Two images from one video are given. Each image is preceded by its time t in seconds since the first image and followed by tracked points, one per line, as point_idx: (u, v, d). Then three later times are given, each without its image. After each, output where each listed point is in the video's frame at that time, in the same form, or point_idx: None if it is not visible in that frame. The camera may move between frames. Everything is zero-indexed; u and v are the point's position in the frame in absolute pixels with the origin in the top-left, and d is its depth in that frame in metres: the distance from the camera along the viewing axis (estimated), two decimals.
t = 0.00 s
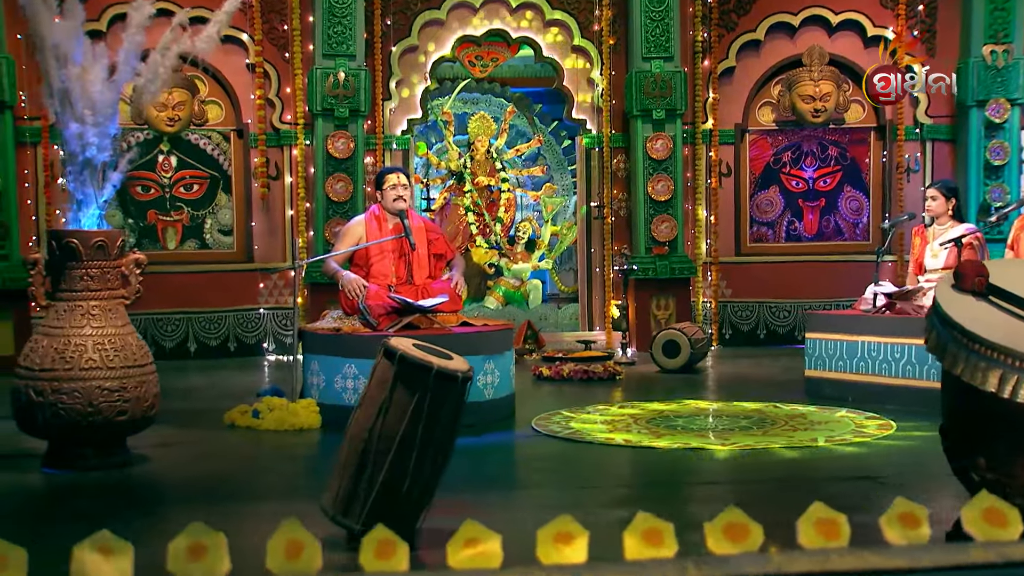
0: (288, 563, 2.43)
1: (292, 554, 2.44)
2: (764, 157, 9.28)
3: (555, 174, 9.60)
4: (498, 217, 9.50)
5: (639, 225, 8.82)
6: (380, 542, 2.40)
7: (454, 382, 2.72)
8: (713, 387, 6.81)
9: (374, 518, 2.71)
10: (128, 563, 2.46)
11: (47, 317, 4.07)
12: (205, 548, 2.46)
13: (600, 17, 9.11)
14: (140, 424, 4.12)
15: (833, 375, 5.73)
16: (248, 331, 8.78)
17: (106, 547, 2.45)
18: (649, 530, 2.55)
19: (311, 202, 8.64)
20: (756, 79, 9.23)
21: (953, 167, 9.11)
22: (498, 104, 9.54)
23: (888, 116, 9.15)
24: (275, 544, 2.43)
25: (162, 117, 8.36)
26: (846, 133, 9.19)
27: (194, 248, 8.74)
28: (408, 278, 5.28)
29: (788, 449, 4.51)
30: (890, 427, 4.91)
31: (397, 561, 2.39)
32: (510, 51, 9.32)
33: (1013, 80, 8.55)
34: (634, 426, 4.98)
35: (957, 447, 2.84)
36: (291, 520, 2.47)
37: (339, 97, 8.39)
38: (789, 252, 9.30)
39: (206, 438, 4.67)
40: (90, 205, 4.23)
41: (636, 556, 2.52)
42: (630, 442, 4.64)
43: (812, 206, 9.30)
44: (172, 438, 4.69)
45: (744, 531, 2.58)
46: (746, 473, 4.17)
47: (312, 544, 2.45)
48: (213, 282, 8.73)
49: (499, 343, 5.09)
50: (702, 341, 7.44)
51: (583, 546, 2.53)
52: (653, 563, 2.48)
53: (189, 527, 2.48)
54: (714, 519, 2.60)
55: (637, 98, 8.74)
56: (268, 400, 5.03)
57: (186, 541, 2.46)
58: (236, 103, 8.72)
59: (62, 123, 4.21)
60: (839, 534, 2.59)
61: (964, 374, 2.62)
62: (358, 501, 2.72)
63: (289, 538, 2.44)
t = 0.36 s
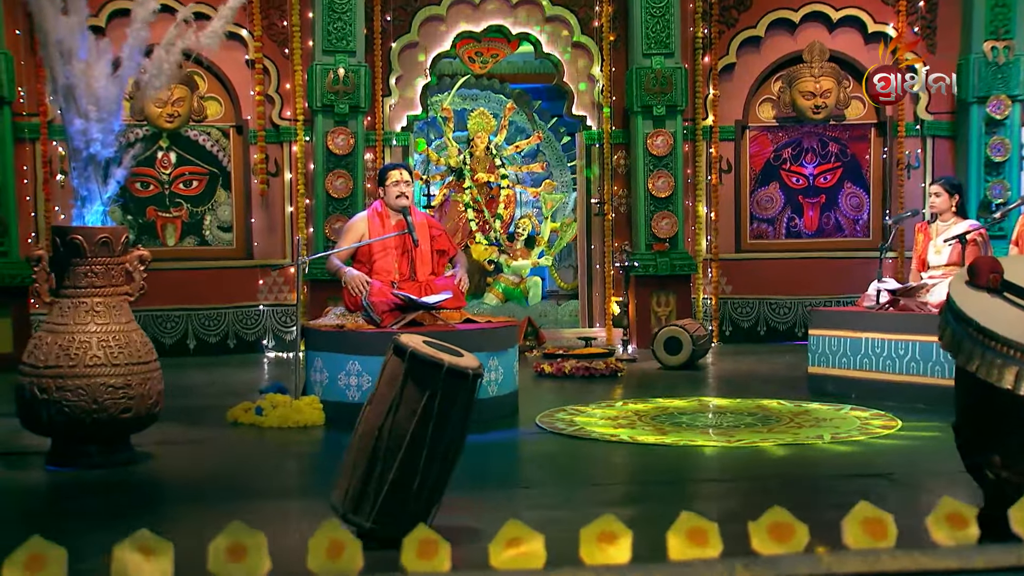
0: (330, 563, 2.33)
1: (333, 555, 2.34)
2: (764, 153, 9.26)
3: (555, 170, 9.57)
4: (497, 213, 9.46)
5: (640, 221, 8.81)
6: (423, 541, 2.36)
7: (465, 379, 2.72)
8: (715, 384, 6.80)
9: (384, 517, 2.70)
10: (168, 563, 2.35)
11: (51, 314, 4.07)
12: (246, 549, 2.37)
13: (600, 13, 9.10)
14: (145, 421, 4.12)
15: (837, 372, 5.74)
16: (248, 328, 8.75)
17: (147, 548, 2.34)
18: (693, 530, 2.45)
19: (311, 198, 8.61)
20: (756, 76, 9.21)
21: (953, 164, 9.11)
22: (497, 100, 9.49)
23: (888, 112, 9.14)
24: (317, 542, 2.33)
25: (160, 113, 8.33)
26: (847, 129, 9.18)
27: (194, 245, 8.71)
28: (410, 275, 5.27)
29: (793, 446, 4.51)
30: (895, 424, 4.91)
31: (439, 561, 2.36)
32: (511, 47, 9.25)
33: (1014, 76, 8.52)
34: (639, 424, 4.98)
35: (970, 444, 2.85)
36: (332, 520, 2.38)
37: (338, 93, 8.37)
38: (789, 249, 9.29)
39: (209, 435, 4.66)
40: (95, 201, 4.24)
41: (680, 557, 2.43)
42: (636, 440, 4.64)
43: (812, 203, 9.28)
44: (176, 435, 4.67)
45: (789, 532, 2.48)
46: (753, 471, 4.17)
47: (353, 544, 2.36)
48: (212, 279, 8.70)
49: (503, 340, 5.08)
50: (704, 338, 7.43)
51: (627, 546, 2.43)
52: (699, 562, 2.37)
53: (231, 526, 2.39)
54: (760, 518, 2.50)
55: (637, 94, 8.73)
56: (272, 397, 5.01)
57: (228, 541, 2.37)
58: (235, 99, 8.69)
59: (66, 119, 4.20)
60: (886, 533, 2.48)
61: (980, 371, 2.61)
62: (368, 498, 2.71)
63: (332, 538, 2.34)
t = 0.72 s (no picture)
0: (369, 564, 2.23)
1: (372, 555, 2.23)
2: (764, 151, 9.24)
3: (554, 168, 9.51)
4: (497, 211, 9.41)
5: (640, 219, 8.80)
6: (463, 542, 2.28)
7: (475, 377, 2.70)
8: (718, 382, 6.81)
9: (392, 515, 2.71)
10: (206, 564, 2.26)
11: (54, 312, 4.05)
12: (285, 549, 2.28)
13: (600, 11, 9.09)
14: (149, 420, 4.11)
15: (840, 369, 5.84)
16: (248, 326, 8.73)
17: (184, 548, 2.25)
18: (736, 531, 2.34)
19: (311, 195, 8.58)
20: (756, 73, 9.19)
21: (953, 161, 9.11)
22: (496, 97, 9.40)
23: (888, 109, 9.13)
24: (355, 544, 2.23)
25: (160, 112, 8.30)
26: (846, 127, 9.18)
27: (193, 243, 8.69)
28: (413, 273, 5.26)
29: (798, 445, 4.51)
30: (900, 423, 4.91)
31: (479, 562, 2.28)
32: (510, 44, 9.21)
33: (1015, 73, 8.53)
34: (644, 422, 4.98)
35: (983, 442, 2.83)
36: (372, 520, 2.28)
37: (338, 90, 8.36)
38: (790, 246, 9.28)
39: (213, 434, 4.65)
40: (98, 199, 4.23)
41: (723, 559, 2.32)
42: (642, 438, 4.64)
43: (812, 201, 9.26)
44: (179, 434, 4.66)
45: (833, 532, 2.38)
46: (759, 469, 4.17)
47: (392, 545, 2.25)
48: (211, 276, 8.67)
49: (507, 339, 5.08)
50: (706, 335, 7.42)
51: (669, 547, 2.33)
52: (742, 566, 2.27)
53: (269, 527, 2.30)
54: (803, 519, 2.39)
55: (637, 91, 8.72)
56: (275, 395, 5.00)
57: (265, 542, 2.28)
58: (234, 96, 8.66)
59: (70, 116, 4.20)
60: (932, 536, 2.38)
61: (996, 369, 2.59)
62: (377, 496, 2.73)
63: (371, 538, 2.24)
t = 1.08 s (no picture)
0: (409, 568, 2.46)
1: (412, 559, 2.46)
2: (764, 151, 9.24)
3: (553, 168, 9.56)
4: (496, 211, 9.35)
5: (639, 219, 8.78)
6: (504, 545, 2.51)
7: (484, 377, 2.75)
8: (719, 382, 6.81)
9: (402, 515, 2.76)
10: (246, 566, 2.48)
11: (58, 312, 4.07)
12: (324, 553, 2.48)
13: (600, 11, 9.08)
14: (152, 420, 4.14)
15: (842, 369, 5.85)
16: (247, 326, 8.70)
17: (225, 552, 2.48)
18: (779, 534, 2.61)
19: (310, 195, 8.56)
20: (756, 73, 9.18)
21: (952, 161, 9.12)
22: (495, 97, 9.38)
23: (888, 109, 9.12)
24: (396, 548, 2.47)
25: (159, 111, 8.27)
26: (846, 127, 9.18)
27: (191, 243, 8.66)
28: (415, 273, 5.25)
29: (802, 446, 4.52)
30: (905, 423, 4.93)
31: (519, 565, 2.49)
32: (509, 44, 9.20)
33: (1015, 73, 8.54)
34: (648, 423, 4.98)
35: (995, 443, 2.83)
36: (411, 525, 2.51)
37: (337, 90, 8.34)
38: (789, 246, 9.27)
39: (216, 434, 4.64)
40: (102, 198, 4.23)
41: (767, 562, 2.59)
42: (646, 438, 4.66)
43: (812, 201, 9.26)
44: (181, 434, 4.65)
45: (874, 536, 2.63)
46: (763, 470, 4.17)
47: (432, 549, 2.48)
48: (210, 276, 8.64)
49: (510, 339, 5.05)
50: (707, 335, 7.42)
51: (710, 551, 2.59)
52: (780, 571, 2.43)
53: (308, 532, 2.50)
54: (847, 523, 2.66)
55: (637, 91, 8.71)
56: (277, 395, 4.99)
57: (306, 546, 2.48)
58: (234, 95, 8.64)
59: (73, 116, 4.19)
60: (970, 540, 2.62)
61: (1010, 368, 2.59)
62: (387, 497, 2.76)
63: (410, 542, 2.48)
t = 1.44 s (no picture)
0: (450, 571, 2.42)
1: (453, 562, 2.43)
2: (762, 151, 9.23)
3: (551, 168, 9.44)
4: (493, 211, 9.33)
5: (638, 218, 8.77)
6: (544, 549, 2.51)
7: (492, 377, 2.77)
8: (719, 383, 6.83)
9: (408, 518, 2.77)
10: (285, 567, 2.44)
11: (60, 313, 4.07)
12: (363, 558, 2.39)
13: (598, 10, 9.07)
14: (155, 421, 4.13)
15: (845, 370, 5.91)
16: (245, 326, 8.68)
17: (262, 557, 2.44)
18: (823, 539, 2.61)
19: (308, 195, 8.54)
20: (754, 73, 9.18)
21: (951, 161, 9.12)
22: (493, 97, 9.34)
23: (886, 109, 9.13)
24: (435, 553, 2.42)
25: (157, 111, 8.25)
26: (844, 127, 9.19)
27: (189, 243, 8.63)
28: (416, 273, 5.24)
29: (806, 446, 4.54)
30: (909, 422, 4.96)
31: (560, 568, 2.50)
32: (507, 44, 9.19)
33: (1013, 74, 8.55)
34: (651, 424, 5.00)
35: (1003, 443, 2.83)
36: (449, 529, 2.46)
37: (336, 90, 8.32)
38: (788, 246, 9.26)
39: (219, 435, 4.65)
40: (104, 198, 4.24)
41: (811, 567, 2.60)
42: (648, 439, 4.70)
43: (810, 201, 9.26)
44: (184, 435, 4.65)
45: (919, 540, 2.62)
46: (765, 470, 4.18)
47: (471, 552, 2.44)
48: (208, 276, 8.62)
49: (512, 339, 5.03)
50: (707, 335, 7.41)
51: (752, 556, 2.55)
52: None
53: (347, 535, 2.41)
54: (890, 529, 2.64)
55: (636, 91, 8.69)
56: (277, 396, 4.99)
57: (344, 551, 2.39)
58: (232, 95, 8.62)
59: (76, 115, 4.21)
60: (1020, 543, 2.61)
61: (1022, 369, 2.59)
62: (394, 498, 2.77)
63: (450, 546, 2.44)
